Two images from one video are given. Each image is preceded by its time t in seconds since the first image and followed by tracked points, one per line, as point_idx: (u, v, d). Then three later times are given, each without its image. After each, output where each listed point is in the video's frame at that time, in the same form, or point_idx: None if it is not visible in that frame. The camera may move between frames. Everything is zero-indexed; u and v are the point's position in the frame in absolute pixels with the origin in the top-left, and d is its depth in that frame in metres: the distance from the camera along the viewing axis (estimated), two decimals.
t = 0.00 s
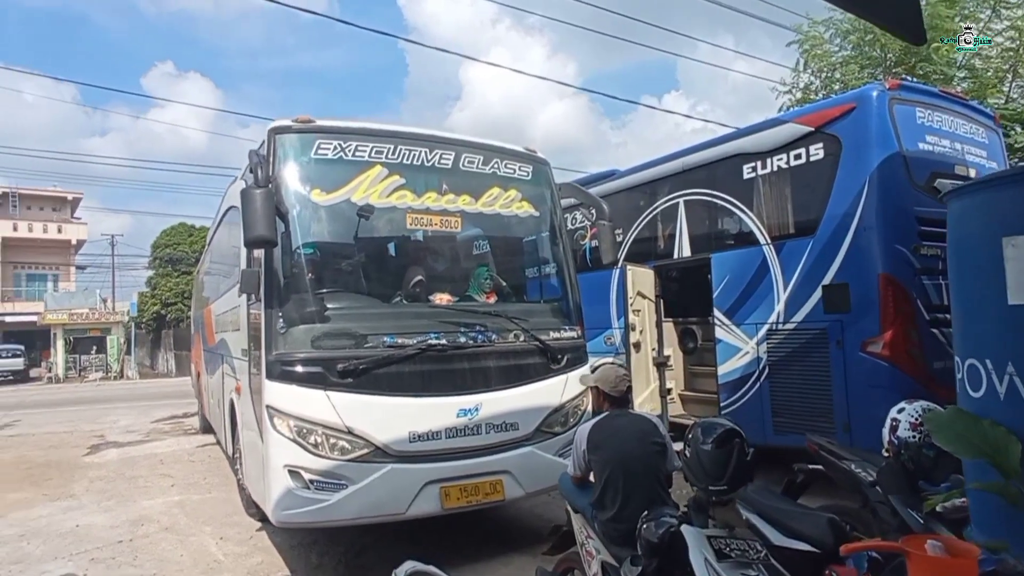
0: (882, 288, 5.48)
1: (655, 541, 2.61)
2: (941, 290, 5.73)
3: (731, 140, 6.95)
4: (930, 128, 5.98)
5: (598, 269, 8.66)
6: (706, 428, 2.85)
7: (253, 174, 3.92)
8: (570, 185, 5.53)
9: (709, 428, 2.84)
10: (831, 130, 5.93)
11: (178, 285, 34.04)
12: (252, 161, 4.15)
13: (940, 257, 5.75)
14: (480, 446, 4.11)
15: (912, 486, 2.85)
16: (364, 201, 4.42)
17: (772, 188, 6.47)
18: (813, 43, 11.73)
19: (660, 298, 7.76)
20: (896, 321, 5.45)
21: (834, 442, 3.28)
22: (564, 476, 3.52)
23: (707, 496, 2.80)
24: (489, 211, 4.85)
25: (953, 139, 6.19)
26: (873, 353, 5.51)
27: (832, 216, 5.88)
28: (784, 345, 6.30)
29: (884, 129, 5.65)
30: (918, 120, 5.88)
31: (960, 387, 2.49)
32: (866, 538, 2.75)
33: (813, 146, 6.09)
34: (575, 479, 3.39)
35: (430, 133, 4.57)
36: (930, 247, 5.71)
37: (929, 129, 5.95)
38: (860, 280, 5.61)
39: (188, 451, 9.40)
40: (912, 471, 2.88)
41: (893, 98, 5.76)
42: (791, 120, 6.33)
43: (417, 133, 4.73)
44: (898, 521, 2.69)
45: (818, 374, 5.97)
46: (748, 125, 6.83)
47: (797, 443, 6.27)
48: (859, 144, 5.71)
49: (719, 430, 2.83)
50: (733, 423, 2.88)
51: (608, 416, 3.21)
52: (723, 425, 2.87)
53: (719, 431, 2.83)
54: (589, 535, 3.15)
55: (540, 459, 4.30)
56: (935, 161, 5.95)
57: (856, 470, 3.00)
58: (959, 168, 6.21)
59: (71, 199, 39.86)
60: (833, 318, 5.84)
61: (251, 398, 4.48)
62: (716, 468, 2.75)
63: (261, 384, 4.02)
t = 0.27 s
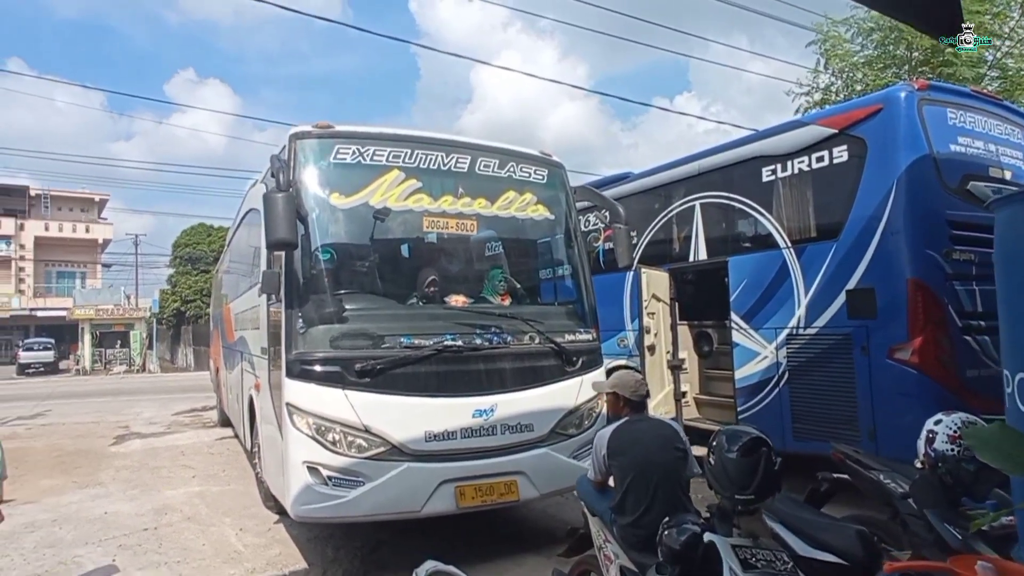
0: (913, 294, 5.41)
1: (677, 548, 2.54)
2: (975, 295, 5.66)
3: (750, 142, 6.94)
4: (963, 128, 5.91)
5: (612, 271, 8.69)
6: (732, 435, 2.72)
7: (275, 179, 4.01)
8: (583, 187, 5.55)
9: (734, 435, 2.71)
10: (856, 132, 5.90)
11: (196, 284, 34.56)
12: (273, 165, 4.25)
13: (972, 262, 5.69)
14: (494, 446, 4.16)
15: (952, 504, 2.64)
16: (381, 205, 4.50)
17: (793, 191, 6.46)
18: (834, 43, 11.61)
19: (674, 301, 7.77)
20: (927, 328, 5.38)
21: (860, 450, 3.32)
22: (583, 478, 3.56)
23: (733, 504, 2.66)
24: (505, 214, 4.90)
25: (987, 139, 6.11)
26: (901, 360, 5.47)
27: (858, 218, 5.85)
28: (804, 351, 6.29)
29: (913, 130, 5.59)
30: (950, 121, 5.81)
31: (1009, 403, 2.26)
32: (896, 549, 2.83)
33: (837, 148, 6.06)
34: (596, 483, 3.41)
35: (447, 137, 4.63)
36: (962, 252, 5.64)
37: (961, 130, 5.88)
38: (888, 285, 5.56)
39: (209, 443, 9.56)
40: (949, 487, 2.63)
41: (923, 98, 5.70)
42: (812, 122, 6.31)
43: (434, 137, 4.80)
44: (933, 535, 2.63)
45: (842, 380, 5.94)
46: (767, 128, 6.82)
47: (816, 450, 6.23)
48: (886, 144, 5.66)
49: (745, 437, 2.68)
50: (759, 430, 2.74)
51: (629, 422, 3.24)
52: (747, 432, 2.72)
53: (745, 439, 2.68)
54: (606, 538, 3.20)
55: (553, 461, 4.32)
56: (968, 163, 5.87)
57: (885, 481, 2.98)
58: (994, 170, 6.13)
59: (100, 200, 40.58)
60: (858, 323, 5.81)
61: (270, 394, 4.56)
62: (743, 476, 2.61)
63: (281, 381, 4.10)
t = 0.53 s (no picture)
0: (928, 298, 5.42)
1: (693, 553, 2.66)
2: (992, 300, 5.71)
3: (759, 144, 6.98)
4: (980, 129, 5.92)
5: (617, 273, 8.75)
6: (751, 441, 2.74)
7: (293, 183, 4.05)
8: (590, 189, 5.56)
9: (754, 441, 2.72)
10: (870, 134, 5.91)
11: (206, 284, 34.67)
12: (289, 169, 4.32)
13: (989, 265, 5.72)
14: (504, 446, 4.19)
15: (975, 514, 2.58)
16: (394, 208, 4.55)
17: (804, 195, 6.47)
18: (843, 43, 11.59)
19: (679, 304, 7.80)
20: (942, 332, 5.39)
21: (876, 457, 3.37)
22: (594, 481, 3.64)
23: (752, 511, 2.64)
24: (514, 217, 4.94)
25: (1004, 141, 6.13)
26: (913, 364, 5.48)
27: (871, 220, 5.85)
28: (812, 354, 6.32)
29: (929, 130, 5.59)
30: (969, 122, 5.84)
31: None
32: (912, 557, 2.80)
33: (849, 151, 6.08)
34: (608, 486, 3.51)
35: (459, 140, 4.67)
36: (979, 255, 5.65)
37: (979, 131, 5.90)
38: (901, 287, 5.58)
39: (220, 439, 9.64)
40: (974, 496, 2.59)
41: (940, 100, 5.72)
42: (825, 124, 6.32)
43: (445, 141, 4.84)
44: (956, 544, 2.57)
45: (853, 384, 5.95)
46: (776, 131, 6.85)
47: (823, 453, 6.26)
48: (902, 148, 5.65)
49: (765, 444, 2.70)
50: (777, 437, 2.77)
51: (645, 426, 3.29)
52: (766, 439, 2.74)
53: (764, 445, 2.69)
54: (619, 542, 3.24)
55: (559, 462, 4.35)
56: (986, 165, 5.87)
57: (902, 488, 3.02)
58: (1011, 172, 6.12)
59: (116, 201, 41.24)
60: (870, 327, 5.83)
61: (284, 391, 4.61)
62: (765, 482, 2.59)
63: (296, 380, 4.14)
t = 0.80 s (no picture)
0: (929, 300, 5.45)
1: (700, 555, 2.73)
2: (992, 302, 5.73)
3: (760, 147, 7.00)
4: (982, 131, 5.94)
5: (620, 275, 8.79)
6: (760, 444, 2.81)
7: (300, 187, 4.07)
8: (597, 192, 5.57)
9: (763, 445, 2.79)
10: (874, 136, 5.93)
11: (210, 285, 34.59)
12: (298, 172, 4.35)
13: (991, 268, 5.74)
14: (509, 448, 4.22)
15: (980, 516, 2.56)
16: (401, 212, 4.59)
17: (806, 199, 6.50)
18: (843, 46, 11.62)
19: (681, 306, 7.85)
20: (943, 335, 5.41)
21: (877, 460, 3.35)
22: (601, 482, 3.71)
23: (760, 513, 2.72)
24: (519, 220, 4.97)
25: (1006, 143, 6.15)
26: (913, 366, 5.52)
27: (874, 222, 5.88)
28: (814, 355, 6.33)
29: (933, 131, 5.61)
30: (971, 125, 5.86)
31: None
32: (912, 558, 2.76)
33: (852, 152, 6.11)
34: (613, 489, 3.55)
35: (465, 144, 4.71)
36: (980, 257, 5.68)
37: (982, 133, 5.92)
38: (902, 289, 5.61)
39: (223, 441, 9.66)
40: (980, 499, 2.56)
41: (943, 102, 5.75)
42: (827, 127, 6.35)
43: (451, 144, 4.87)
44: (959, 545, 2.52)
45: (853, 385, 5.98)
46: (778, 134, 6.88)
47: (821, 454, 6.32)
48: (907, 150, 5.67)
49: (774, 447, 2.77)
50: (787, 441, 2.83)
51: (652, 429, 3.31)
52: (776, 442, 2.81)
53: (773, 449, 2.76)
54: (625, 543, 3.30)
55: (563, 464, 4.37)
56: (987, 167, 5.89)
57: (903, 489, 2.99)
58: (1012, 175, 6.14)
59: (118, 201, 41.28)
60: (870, 329, 5.86)
61: (290, 393, 4.63)
62: (774, 485, 2.66)
63: (302, 383, 4.16)
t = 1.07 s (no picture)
0: (919, 303, 5.52)
1: (705, 553, 2.70)
2: (979, 304, 5.77)
3: (762, 153, 7.05)
4: (970, 141, 5.98)
5: (628, 277, 8.84)
6: (762, 443, 2.86)
7: (306, 188, 4.12)
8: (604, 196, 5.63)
9: (765, 443, 2.84)
10: (869, 145, 5.99)
11: (213, 287, 34.66)
12: (304, 173, 4.37)
13: (977, 272, 5.79)
14: (517, 451, 4.24)
15: (969, 509, 2.66)
16: (409, 214, 4.61)
17: (806, 206, 6.53)
18: (840, 57, 11.67)
19: (687, 308, 7.91)
20: (933, 335, 5.48)
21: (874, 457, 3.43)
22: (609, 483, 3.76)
23: (763, 510, 2.78)
24: (527, 223, 5.01)
25: (993, 153, 6.19)
26: (905, 366, 5.58)
27: (869, 227, 5.93)
28: (817, 354, 6.33)
29: (924, 142, 5.68)
30: (959, 135, 5.90)
31: None
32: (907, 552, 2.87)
33: (848, 161, 6.16)
34: (621, 490, 3.60)
35: (473, 147, 4.75)
36: (968, 261, 5.74)
37: (970, 143, 5.97)
38: (896, 292, 5.67)
39: (224, 448, 9.64)
40: (968, 492, 2.66)
41: (934, 114, 5.81)
42: (826, 136, 6.39)
43: (459, 147, 4.91)
44: (950, 539, 2.65)
45: (851, 385, 6.01)
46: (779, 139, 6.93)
47: (822, 452, 6.32)
48: (897, 159, 5.76)
49: (775, 445, 2.83)
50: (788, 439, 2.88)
51: (656, 431, 3.33)
52: (778, 441, 2.86)
53: (775, 446, 2.82)
54: (632, 543, 3.35)
55: (572, 466, 4.40)
56: (975, 175, 5.94)
57: (897, 485, 3.09)
58: (998, 183, 6.18)
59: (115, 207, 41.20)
60: (867, 331, 5.90)
61: (296, 399, 4.65)
62: (776, 482, 2.72)
63: (309, 389, 4.17)
